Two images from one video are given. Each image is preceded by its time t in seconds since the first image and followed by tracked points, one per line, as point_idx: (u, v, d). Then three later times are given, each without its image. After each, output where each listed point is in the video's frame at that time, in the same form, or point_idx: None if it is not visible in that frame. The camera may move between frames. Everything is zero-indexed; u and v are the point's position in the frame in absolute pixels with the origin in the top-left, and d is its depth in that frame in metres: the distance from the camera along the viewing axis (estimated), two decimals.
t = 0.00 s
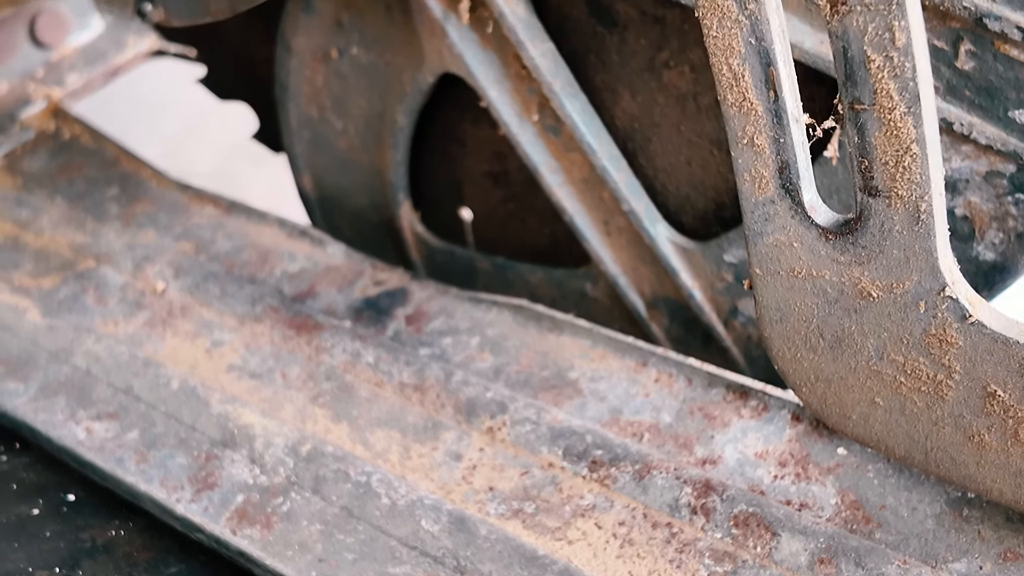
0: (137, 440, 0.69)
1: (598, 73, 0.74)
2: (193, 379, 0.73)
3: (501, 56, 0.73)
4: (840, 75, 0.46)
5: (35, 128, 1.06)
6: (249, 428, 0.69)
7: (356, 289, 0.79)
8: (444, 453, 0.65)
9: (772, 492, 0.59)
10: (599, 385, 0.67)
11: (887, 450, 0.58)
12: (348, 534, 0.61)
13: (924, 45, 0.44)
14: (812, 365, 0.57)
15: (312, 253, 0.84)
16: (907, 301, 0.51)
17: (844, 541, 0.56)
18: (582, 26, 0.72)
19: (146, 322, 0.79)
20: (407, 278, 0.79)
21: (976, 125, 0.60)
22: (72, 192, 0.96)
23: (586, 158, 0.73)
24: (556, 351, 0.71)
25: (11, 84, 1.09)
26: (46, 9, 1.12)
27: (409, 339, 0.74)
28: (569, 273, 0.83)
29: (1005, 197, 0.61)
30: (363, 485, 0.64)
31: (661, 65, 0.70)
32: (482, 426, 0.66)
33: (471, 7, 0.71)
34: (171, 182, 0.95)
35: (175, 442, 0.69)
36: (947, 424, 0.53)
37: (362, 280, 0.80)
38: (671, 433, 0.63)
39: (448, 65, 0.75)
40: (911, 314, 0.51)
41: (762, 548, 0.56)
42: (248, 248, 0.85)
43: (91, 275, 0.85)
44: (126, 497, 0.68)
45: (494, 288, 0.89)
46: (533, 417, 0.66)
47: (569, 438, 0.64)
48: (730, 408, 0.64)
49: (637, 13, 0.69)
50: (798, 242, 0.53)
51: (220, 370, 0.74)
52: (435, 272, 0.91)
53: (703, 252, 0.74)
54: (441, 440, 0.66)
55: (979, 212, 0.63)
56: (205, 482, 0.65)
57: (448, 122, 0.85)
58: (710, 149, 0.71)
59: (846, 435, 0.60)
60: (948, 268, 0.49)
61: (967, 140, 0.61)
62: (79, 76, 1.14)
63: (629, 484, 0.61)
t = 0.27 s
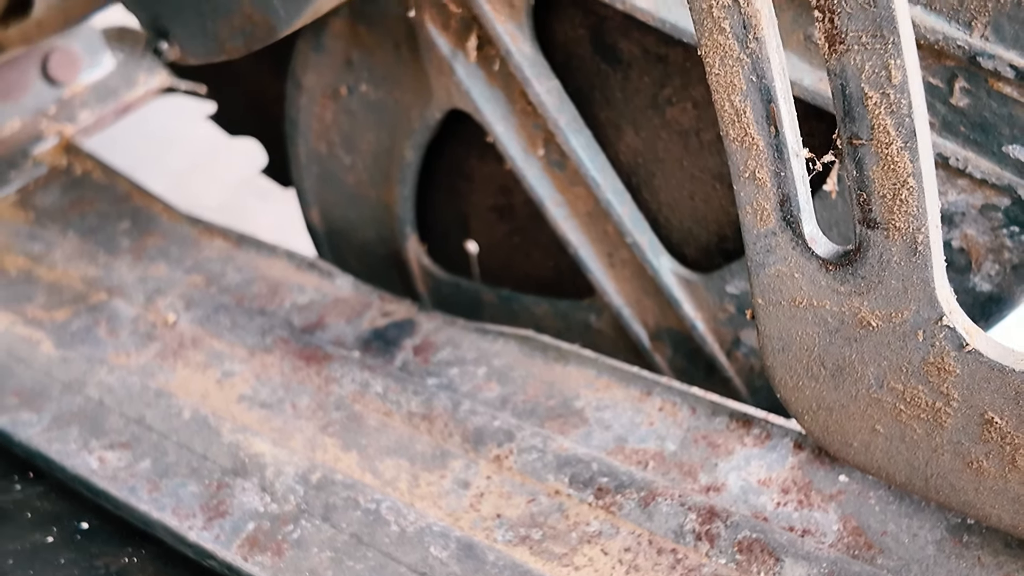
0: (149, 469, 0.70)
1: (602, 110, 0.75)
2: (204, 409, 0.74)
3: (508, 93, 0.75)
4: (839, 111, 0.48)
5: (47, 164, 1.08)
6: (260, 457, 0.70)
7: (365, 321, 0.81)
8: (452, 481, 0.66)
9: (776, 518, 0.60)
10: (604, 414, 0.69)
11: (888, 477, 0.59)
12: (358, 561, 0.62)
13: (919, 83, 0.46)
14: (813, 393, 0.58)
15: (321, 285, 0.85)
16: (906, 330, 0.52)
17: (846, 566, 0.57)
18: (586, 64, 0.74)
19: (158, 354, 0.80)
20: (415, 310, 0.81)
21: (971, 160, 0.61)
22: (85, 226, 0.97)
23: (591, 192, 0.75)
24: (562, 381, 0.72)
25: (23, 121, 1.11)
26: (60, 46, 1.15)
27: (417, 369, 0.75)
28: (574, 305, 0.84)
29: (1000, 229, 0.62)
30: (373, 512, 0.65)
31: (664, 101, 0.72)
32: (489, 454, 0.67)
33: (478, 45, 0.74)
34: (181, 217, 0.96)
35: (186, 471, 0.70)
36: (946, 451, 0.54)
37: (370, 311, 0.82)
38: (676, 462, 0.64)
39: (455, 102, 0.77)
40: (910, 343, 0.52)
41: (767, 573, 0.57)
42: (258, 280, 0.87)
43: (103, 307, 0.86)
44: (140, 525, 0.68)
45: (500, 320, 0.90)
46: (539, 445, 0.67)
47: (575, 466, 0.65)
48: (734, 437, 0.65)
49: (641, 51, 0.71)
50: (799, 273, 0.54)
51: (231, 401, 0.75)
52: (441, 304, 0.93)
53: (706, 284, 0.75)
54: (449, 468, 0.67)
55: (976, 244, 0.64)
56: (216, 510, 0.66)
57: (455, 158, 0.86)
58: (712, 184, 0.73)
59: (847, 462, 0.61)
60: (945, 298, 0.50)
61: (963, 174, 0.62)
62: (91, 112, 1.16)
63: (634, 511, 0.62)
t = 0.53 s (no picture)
0: (157, 484, 0.72)
1: (599, 135, 0.78)
2: (211, 426, 0.76)
3: (507, 118, 0.77)
4: (824, 135, 0.50)
5: (57, 188, 1.10)
6: (265, 472, 0.72)
7: (368, 340, 0.83)
8: (453, 495, 0.68)
9: (767, 530, 0.62)
10: (602, 430, 0.70)
11: (875, 490, 0.61)
12: (361, 572, 0.64)
13: (899, 108, 0.49)
14: (803, 408, 0.60)
15: (325, 306, 0.87)
16: (890, 345, 0.54)
17: None
18: (584, 91, 0.76)
19: (165, 372, 0.82)
20: (417, 329, 0.83)
21: (953, 183, 0.63)
22: (94, 249, 0.99)
23: (589, 215, 0.77)
24: (560, 398, 0.74)
25: (33, 145, 1.13)
26: (70, 73, 1.18)
27: (419, 387, 0.77)
28: (572, 325, 0.86)
29: (982, 250, 0.64)
30: (376, 525, 0.66)
31: (659, 127, 0.75)
32: (489, 469, 0.69)
33: (479, 72, 0.76)
34: (188, 239, 0.98)
35: (194, 486, 0.71)
36: (930, 464, 0.56)
37: (373, 331, 0.84)
38: (671, 476, 0.66)
39: (457, 127, 0.79)
40: (894, 358, 0.54)
41: None
42: (263, 301, 0.89)
43: (111, 327, 0.88)
44: (147, 538, 0.70)
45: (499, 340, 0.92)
46: (538, 459, 0.69)
47: (573, 480, 0.67)
48: (727, 451, 0.67)
49: (636, 79, 0.74)
50: (788, 291, 0.56)
51: (237, 418, 0.77)
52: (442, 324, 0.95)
53: (700, 303, 0.77)
54: (450, 482, 0.69)
55: (959, 264, 0.65)
56: (223, 524, 0.68)
57: (457, 182, 0.89)
58: (706, 206, 0.75)
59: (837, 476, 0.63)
60: (927, 314, 0.53)
61: (946, 197, 0.64)
62: (99, 138, 1.18)
63: (630, 523, 0.63)
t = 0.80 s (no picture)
0: (166, 490, 0.74)
1: (594, 152, 0.80)
2: (218, 435, 0.79)
3: (506, 137, 0.80)
4: (806, 151, 0.53)
5: (66, 206, 1.13)
6: (271, 477, 0.74)
7: (370, 351, 0.86)
8: (453, 499, 0.70)
9: (756, 532, 0.64)
10: (597, 437, 0.73)
11: (859, 492, 0.63)
12: (364, 573, 0.66)
13: (876, 126, 0.51)
14: (789, 413, 0.62)
15: (328, 318, 0.90)
16: (871, 352, 0.57)
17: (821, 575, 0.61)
18: (580, 111, 0.79)
19: (174, 383, 0.85)
20: (418, 341, 0.86)
21: (931, 198, 0.66)
22: (103, 264, 1.02)
23: (584, 229, 0.80)
24: (556, 406, 0.76)
25: (43, 164, 1.16)
26: (79, 94, 1.21)
27: (420, 396, 0.80)
28: (569, 337, 0.89)
29: (960, 262, 0.66)
30: (378, 528, 0.69)
31: (651, 145, 0.77)
32: (488, 474, 0.71)
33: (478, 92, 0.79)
34: (195, 255, 1.01)
35: (202, 492, 0.74)
36: (911, 465, 0.59)
37: (376, 343, 0.86)
38: (663, 480, 0.69)
39: (457, 145, 0.82)
40: (874, 364, 0.57)
41: None
42: (268, 314, 0.91)
43: (120, 340, 0.91)
44: (156, 542, 0.72)
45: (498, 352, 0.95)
46: (535, 465, 0.71)
47: (568, 484, 0.69)
48: (717, 457, 0.69)
49: (630, 99, 0.76)
50: (773, 300, 0.59)
51: (244, 426, 0.79)
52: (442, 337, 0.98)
53: (692, 315, 0.80)
54: (450, 487, 0.71)
55: (939, 276, 0.68)
56: (230, 528, 0.70)
57: (457, 198, 0.92)
58: (697, 222, 0.78)
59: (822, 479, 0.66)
60: (905, 322, 0.55)
61: (925, 212, 0.66)
62: (108, 156, 1.21)
63: (624, 525, 0.66)
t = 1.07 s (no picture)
0: (187, 495, 0.77)
1: (600, 168, 0.83)
2: (237, 441, 0.81)
3: (515, 153, 0.83)
4: (806, 166, 0.56)
5: (84, 221, 1.15)
6: (289, 482, 0.76)
7: (383, 361, 0.88)
8: (465, 503, 0.72)
9: (759, 533, 0.66)
10: (604, 443, 0.75)
11: (857, 494, 0.65)
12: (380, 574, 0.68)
13: (872, 142, 0.54)
14: (790, 417, 0.65)
15: (342, 329, 0.93)
16: (868, 357, 0.59)
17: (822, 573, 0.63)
18: (587, 128, 0.82)
19: (192, 392, 0.87)
20: (429, 351, 0.88)
21: (926, 212, 0.68)
22: (121, 277, 1.04)
23: (591, 242, 0.83)
24: (565, 413, 0.79)
25: (61, 181, 1.19)
26: (95, 112, 1.24)
27: (432, 404, 0.82)
28: (576, 347, 0.91)
29: (954, 272, 0.69)
30: (394, 530, 0.71)
31: (655, 161, 0.80)
32: (499, 478, 0.74)
33: (489, 110, 0.82)
34: (211, 268, 1.03)
35: (222, 497, 0.76)
36: (907, 467, 0.61)
37: (388, 353, 0.89)
38: (669, 484, 0.71)
39: (468, 161, 0.85)
40: (872, 369, 0.59)
41: None
42: (283, 325, 0.94)
43: (139, 351, 0.93)
44: (179, 544, 0.75)
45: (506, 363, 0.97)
46: (545, 469, 0.74)
47: (577, 488, 0.72)
48: (721, 461, 0.72)
49: (635, 116, 0.79)
50: (775, 308, 0.61)
51: (261, 434, 0.82)
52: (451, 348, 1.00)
53: (695, 326, 0.82)
54: (462, 491, 0.73)
55: (934, 286, 0.70)
56: (250, 531, 0.73)
57: (466, 212, 0.94)
58: (701, 235, 0.81)
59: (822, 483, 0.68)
60: (901, 328, 0.58)
61: (920, 224, 0.69)
62: (124, 173, 1.24)
63: (631, 527, 0.68)
